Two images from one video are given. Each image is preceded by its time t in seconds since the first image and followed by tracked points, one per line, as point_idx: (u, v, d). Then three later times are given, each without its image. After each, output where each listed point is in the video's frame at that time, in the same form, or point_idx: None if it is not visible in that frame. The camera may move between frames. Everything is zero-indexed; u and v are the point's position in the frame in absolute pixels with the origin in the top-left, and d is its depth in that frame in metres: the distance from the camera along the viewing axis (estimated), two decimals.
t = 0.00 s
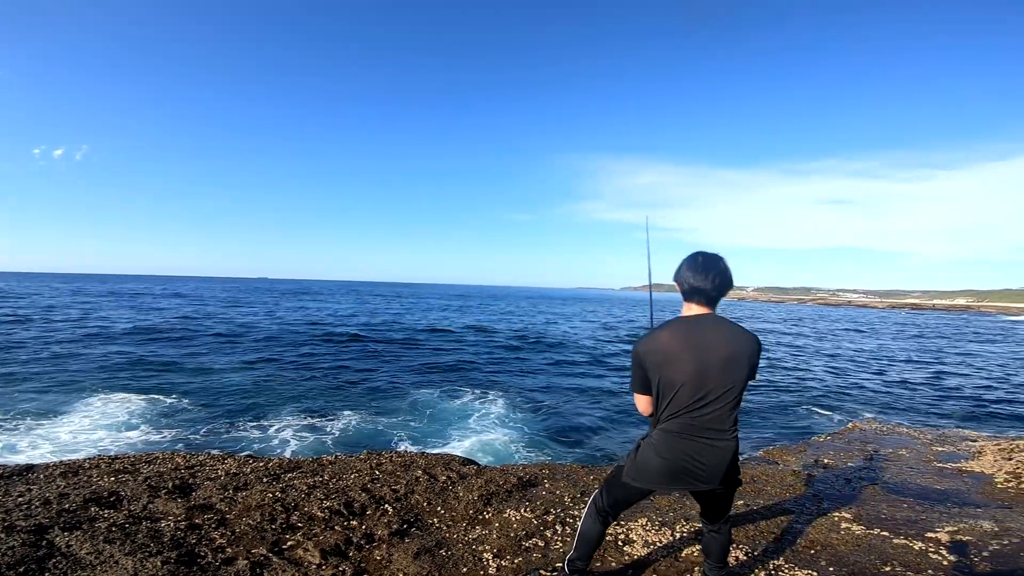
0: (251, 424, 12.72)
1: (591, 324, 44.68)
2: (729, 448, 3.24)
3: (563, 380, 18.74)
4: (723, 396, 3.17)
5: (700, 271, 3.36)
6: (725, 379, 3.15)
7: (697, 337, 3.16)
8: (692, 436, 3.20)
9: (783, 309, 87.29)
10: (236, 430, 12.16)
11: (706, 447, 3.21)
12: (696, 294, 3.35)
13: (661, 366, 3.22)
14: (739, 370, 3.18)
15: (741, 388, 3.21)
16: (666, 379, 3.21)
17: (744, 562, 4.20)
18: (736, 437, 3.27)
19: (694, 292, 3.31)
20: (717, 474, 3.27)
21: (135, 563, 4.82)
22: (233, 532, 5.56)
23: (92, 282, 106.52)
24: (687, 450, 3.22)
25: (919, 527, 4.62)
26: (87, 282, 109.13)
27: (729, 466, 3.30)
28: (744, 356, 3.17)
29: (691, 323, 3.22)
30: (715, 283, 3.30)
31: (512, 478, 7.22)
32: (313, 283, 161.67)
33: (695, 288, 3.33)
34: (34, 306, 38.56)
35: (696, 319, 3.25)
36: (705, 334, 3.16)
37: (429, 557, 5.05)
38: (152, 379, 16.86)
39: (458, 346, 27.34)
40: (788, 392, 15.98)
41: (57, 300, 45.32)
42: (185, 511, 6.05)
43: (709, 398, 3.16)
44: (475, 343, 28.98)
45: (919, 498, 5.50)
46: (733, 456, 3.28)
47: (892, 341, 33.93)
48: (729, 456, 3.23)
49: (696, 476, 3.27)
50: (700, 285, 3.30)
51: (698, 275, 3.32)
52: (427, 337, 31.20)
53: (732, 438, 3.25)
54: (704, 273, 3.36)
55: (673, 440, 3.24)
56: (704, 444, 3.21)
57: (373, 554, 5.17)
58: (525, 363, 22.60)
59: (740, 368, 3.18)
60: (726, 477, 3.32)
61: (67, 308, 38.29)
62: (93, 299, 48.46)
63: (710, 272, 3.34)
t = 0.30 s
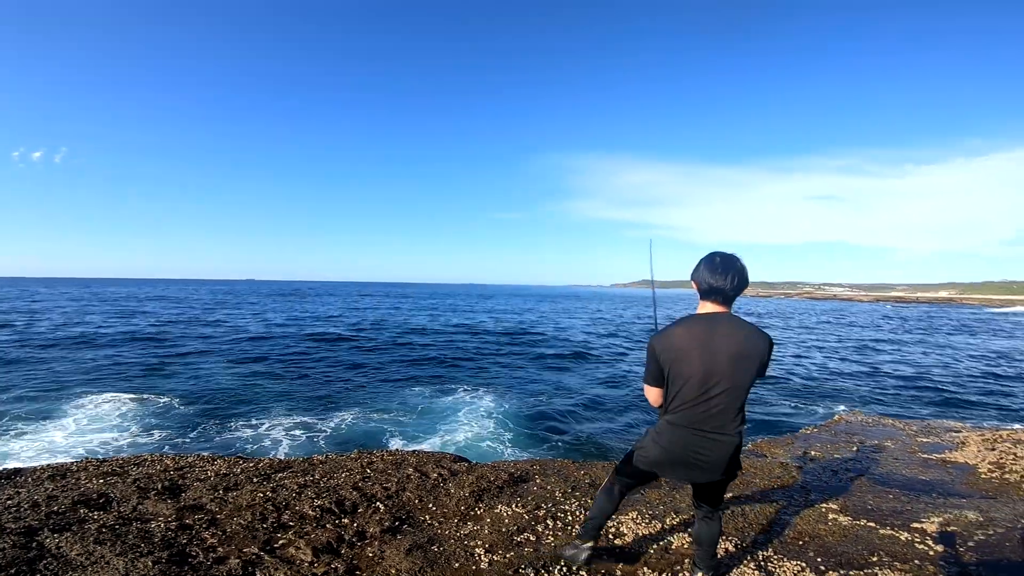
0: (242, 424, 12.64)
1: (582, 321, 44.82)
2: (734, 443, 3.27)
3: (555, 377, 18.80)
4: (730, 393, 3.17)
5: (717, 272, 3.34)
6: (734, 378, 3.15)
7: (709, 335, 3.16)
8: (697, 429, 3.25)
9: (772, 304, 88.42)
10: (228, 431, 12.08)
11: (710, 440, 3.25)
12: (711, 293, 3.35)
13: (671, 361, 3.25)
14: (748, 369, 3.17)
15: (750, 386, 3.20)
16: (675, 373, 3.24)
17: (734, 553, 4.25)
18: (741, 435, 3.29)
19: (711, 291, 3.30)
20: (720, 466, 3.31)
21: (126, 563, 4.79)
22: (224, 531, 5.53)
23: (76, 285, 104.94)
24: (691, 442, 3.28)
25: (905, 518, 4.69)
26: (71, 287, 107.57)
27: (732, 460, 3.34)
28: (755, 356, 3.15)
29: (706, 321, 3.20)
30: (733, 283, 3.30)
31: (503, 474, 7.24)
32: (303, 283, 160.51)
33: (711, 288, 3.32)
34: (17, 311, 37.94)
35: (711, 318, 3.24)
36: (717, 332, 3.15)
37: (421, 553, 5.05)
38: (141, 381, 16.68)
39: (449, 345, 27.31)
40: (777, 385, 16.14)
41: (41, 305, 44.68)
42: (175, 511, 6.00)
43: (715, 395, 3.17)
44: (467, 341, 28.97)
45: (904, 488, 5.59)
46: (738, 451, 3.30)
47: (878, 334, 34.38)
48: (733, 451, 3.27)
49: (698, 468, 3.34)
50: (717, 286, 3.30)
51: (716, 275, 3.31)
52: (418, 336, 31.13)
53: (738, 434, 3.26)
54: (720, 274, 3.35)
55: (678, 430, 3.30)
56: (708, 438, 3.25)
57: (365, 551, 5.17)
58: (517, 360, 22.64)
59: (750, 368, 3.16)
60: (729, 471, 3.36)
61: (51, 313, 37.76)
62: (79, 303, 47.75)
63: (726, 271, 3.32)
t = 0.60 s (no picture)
0: (235, 423, 12.54)
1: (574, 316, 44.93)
2: (707, 426, 3.29)
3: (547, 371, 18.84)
4: (697, 377, 3.19)
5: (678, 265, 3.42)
6: (700, 362, 3.18)
7: (671, 323, 3.21)
8: (669, 415, 3.27)
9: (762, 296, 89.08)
10: (220, 429, 11.98)
11: (683, 425, 3.27)
12: (673, 285, 3.41)
13: (639, 352, 3.30)
14: (712, 353, 3.20)
15: (715, 369, 3.24)
16: (642, 362, 3.28)
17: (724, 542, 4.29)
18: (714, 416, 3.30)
19: (672, 283, 3.38)
20: (697, 450, 3.33)
21: (118, 561, 4.74)
22: (216, 529, 5.48)
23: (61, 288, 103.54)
24: (665, 428, 3.30)
25: (892, 505, 4.75)
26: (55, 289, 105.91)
27: (708, 442, 3.35)
28: (717, 339, 3.20)
29: (669, 310, 3.27)
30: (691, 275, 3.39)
31: (496, 468, 7.25)
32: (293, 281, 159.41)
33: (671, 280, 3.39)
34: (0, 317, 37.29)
35: (673, 306, 3.30)
36: (678, 318, 3.21)
37: (414, 546, 5.05)
38: (131, 382, 16.50)
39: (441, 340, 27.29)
40: (767, 377, 16.28)
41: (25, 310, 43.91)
42: (166, 510, 5.95)
43: (683, 380, 3.20)
44: (459, 337, 28.95)
45: (892, 476, 5.65)
46: (712, 433, 3.32)
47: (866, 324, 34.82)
48: (707, 434, 3.28)
49: (677, 453, 3.35)
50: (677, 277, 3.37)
51: (675, 268, 3.38)
52: (410, 332, 31.06)
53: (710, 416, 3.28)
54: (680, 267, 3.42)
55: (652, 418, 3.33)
56: (682, 422, 3.26)
57: (357, 546, 5.15)
58: (510, 355, 22.66)
59: (714, 351, 3.20)
60: (706, 453, 3.37)
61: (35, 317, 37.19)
62: (64, 308, 46.93)
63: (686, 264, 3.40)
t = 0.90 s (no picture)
0: (218, 421, 12.32)
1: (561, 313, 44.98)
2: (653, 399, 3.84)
3: (533, 366, 18.84)
4: (638, 355, 3.80)
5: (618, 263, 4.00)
6: (639, 341, 3.79)
7: (617, 308, 3.87)
8: (617, 389, 3.86)
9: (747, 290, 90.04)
10: (202, 428, 11.76)
11: (630, 398, 3.84)
12: (614, 278, 4.03)
13: (592, 333, 3.95)
14: (651, 334, 3.81)
15: (656, 348, 3.82)
16: (593, 343, 3.94)
17: (704, 533, 4.33)
18: (658, 389, 3.86)
19: (611, 276, 4.00)
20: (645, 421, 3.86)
21: (97, 560, 4.63)
22: (196, 527, 5.38)
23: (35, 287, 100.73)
24: (615, 401, 3.88)
25: (869, 495, 4.82)
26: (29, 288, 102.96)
27: (657, 415, 3.87)
28: (655, 322, 3.81)
29: (614, 298, 3.94)
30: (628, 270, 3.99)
31: (479, 462, 7.23)
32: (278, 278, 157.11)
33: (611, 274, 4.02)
34: None
35: (617, 296, 3.96)
36: (620, 305, 3.87)
37: (396, 541, 5.00)
38: (110, 383, 16.11)
39: (427, 337, 27.14)
40: (750, 370, 16.47)
41: None
42: (146, 509, 5.82)
43: (625, 357, 3.82)
44: (445, 334, 28.82)
45: (869, 466, 5.75)
46: (658, 406, 3.86)
47: (847, 317, 35.42)
48: (652, 406, 3.82)
49: (628, 423, 3.88)
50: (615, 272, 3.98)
51: (613, 263, 3.98)
52: (396, 330, 30.82)
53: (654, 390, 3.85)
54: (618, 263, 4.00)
55: (604, 393, 3.92)
56: (628, 395, 3.84)
57: (339, 541, 5.09)
58: (496, 351, 22.61)
59: (653, 332, 3.80)
60: (655, 425, 3.88)
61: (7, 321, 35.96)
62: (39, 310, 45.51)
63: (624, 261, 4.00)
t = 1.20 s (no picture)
0: (195, 421, 12.06)
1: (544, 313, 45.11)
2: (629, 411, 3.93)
3: (516, 367, 18.85)
4: (617, 369, 3.87)
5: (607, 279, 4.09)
6: (618, 356, 3.86)
7: (595, 319, 3.94)
8: (595, 399, 3.95)
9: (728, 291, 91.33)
10: (179, 428, 11.49)
11: (607, 409, 3.93)
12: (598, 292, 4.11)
13: (571, 343, 4.03)
14: (629, 349, 3.88)
15: (634, 362, 3.89)
16: (573, 353, 4.01)
17: (679, 536, 4.37)
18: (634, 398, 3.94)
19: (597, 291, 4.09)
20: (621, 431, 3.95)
21: (67, 564, 4.49)
22: (169, 532, 5.24)
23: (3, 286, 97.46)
24: (592, 411, 3.97)
25: (840, 496, 4.91)
26: None
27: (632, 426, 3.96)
28: (634, 336, 3.86)
29: (596, 311, 3.98)
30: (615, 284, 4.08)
31: (459, 465, 7.19)
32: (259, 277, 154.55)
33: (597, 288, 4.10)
34: None
35: (599, 309, 4.00)
36: (601, 319, 3.92)
37: (374, 545, 4.94)
38: (84, 384, 15.67)
39: (410, 338, 26.97)
40: (730, 371, 16.69)
41: None
42: (118, 514, 5.66)
43: (604, 369, 3.89)
44: (428, 335, 28.66)
45: (840, 467, 5.86)
46: (634, 419, 3.94)
47: (825, 318, 36.15)
48: (629, 418, 3.91)
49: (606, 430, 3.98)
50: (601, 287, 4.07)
51: (601, 279, 4.06)
52: (378, 330, 30.55)
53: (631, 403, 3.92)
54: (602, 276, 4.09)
55: (581, 402, 4.02)
56: (605, 406, 3.92)
57: (316, 546, 5.01)
58: (479, 352, 22.55)
59: (631, 347, 3.87)
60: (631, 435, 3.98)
61: None
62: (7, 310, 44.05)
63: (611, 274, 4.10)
